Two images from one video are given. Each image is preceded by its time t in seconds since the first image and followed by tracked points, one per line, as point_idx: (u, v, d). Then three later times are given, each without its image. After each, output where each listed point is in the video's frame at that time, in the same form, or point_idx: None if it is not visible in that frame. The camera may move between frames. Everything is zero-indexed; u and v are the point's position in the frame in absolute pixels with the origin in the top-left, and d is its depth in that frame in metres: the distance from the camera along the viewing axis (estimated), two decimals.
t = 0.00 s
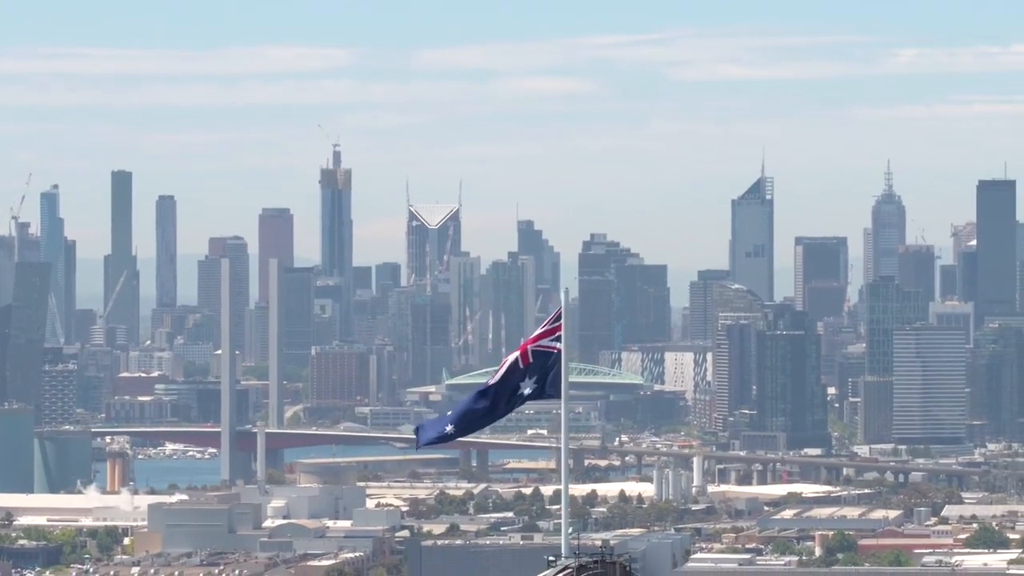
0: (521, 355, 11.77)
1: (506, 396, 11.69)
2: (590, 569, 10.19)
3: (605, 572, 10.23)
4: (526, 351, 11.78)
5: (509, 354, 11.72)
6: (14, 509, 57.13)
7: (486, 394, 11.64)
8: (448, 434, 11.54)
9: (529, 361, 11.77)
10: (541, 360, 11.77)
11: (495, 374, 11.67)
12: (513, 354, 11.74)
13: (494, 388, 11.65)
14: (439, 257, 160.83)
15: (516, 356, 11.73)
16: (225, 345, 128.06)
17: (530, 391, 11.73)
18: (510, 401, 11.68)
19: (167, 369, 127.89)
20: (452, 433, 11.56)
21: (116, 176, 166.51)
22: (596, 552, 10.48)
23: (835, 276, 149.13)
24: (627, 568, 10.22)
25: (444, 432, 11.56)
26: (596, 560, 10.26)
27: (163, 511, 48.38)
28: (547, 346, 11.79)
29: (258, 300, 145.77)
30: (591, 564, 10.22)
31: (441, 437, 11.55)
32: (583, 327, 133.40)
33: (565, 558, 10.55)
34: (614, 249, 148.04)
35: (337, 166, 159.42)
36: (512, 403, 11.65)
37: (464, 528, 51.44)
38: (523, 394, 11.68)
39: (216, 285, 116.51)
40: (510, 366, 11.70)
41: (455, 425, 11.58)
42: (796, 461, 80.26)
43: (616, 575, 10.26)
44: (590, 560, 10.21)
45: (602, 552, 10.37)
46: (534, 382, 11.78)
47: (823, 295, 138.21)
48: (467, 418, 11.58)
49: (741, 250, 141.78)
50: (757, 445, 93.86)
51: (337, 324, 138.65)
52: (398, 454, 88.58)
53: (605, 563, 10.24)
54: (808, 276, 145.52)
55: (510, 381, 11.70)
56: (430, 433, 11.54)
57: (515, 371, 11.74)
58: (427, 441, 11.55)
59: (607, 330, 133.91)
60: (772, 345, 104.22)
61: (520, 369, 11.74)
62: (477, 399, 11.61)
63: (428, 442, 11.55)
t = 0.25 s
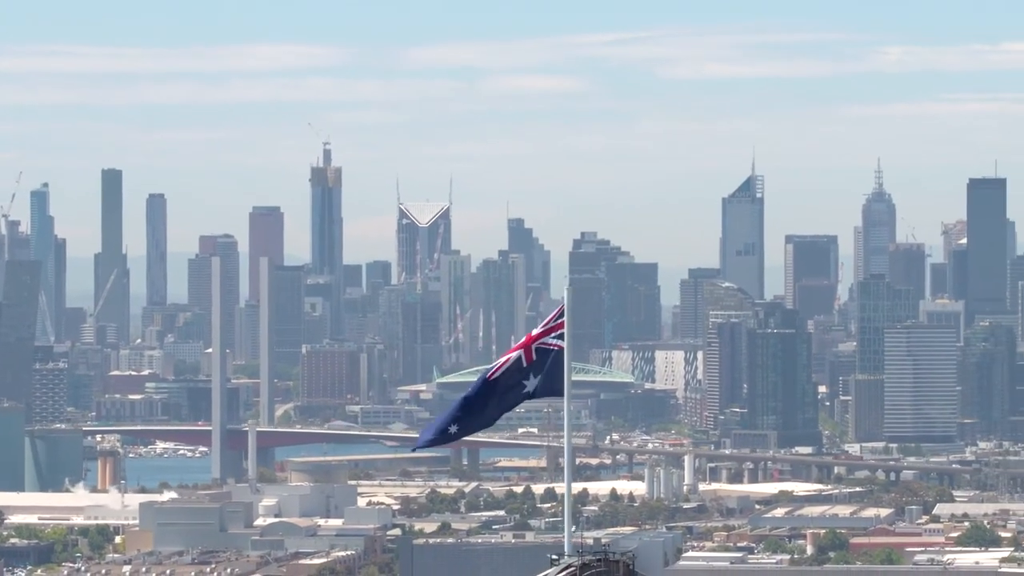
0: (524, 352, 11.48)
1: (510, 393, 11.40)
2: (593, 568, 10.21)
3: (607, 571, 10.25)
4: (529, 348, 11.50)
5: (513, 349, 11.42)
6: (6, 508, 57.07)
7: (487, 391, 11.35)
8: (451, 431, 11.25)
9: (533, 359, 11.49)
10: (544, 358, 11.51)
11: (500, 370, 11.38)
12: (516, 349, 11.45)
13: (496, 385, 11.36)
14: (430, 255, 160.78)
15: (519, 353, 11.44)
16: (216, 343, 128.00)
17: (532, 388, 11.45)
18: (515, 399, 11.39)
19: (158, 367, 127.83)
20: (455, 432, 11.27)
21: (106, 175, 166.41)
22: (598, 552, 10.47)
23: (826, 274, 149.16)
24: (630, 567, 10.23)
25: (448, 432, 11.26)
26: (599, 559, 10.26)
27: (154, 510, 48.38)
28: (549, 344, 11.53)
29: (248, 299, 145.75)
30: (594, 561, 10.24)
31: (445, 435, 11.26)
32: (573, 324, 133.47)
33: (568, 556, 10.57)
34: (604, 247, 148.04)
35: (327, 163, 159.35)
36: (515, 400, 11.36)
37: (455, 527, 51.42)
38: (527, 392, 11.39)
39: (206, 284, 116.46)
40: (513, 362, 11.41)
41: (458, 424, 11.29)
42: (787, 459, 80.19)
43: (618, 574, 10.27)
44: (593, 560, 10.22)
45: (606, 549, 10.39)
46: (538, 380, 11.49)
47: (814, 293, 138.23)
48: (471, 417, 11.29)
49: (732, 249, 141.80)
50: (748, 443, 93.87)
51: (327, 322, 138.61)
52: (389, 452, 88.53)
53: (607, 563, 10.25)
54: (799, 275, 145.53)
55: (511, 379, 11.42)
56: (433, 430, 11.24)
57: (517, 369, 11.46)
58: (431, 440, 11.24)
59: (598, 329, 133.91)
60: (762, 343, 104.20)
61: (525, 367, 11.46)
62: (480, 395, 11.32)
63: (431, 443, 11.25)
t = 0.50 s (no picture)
0: (526, 347, 11.36)
1: (512, 390, 11.27)
2: (598, 566, 10.22)
3: (614, 570, 10.27)
4: (533, 345, 11.36)
5: (514, 346, 11.30)
6: None
7: (486, 386, 11.24)
8: (446, 432, 11.19)
9: (534, 357, 11.36)
10: (548, 355, 11.36)
11: (502, 368, 11.27)
12: (519, 345, 11.32)
13: (495, 383, 11.25)
14: (420, 253, 160.76)
15: (522, 350, 11.31)
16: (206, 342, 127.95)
17: (536, 385, 11.33)
18: (517, 396, 11.29)
19: (148, 366, 127.69)
20: (456, 432, 11.22)
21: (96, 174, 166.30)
22: (603, 549, 10.49)
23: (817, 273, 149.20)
24: (636, 567, 10.26)
25: (447, 432, 11.22)
26: (605, 557, 10.29)
27: (146, 508, 48.36)
28: (553, 342, 11.38)
29: (239, 297, 145.66)
30: (597, 560, 10.26)
31: (443, 435, 11.19)
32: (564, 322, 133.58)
33: (573, 553, 10.61)
34: (595, 246, 148.09)
35: (317, 162, 159.30)
36: (514, 400, 11.25)
37: (445, 525, 51.45)
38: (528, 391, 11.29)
39: (195, 283, 116.37)
40: (516, 358, 11.28)
41: (459, 422, 11.23)
42: (778, 457, 80.19)
43: (625, 573, 10.28)
44: (599, 557, 10.23)
45: (612, 547, 10.42)
46: (540, 378, 11.38)
47: (804, 292, 138.28)
48: (472, 416, 11.22)
49: (722, 248, 141.81)
50: (739, 442, 93.90)
51: (317, 321, 138.62)
52: (380, 451, 88.54)
53: (613, 561, 10.27)
54: (789, 273, 145.61)
55: (515, 376, 11.30)
56: (431, 429, 11.20)
57: (521, 365, 11.35)
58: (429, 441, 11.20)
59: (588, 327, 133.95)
60: (753, 341, 104.28)
61: (529, 364, 11.34)
62: (480, 394, 11.24)
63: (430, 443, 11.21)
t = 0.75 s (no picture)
0: (528, 344, 11.48)
1: (515, 385, 11.38)
2: (600, 564, 10.22)
3: (617, 569, 10.27)
4: (535, 341, 11.49)
5: (517, 343, 11.42)
6: None
7: (488, 382, 11.35)
8: (451, 426, 11.32)
9: (536, 352, 11.48)
10: (550, 351, 11.48)
11: (506, 360, 11.39)
12: (522, 343, 11.45)
13: (499, 379, 11.36)
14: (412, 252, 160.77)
15: (525, 346, 11.44)
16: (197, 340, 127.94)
17: (537, 382, 11.45)
18: (521, 393, 11.40)
19: (138, 364, 127.54)
20: (459, 429, 11.34)
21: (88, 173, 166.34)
22: (606, 547, 10.49)
23: (808, 271, 149.19)
24: (638, 566, 10.26)
25: (449, 427, 11.34)
26: (609, 555, 10.27)
27: (137, 505, 48.37)
28: (556, 339, 11.50)
29: (230, 295, 145.65)
30: (602, 558, 10.24)
31: (446, 429, 11.31)
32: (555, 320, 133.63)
33: (573, 551, 10.58)
34: (586, 244, 148.17)
35: (309, 160, 159.32)
36: (517, 396, 11.36)
37: (437, 523, 51.50)
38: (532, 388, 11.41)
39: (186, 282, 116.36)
40: (517, 355, 11.40)
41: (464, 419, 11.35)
42: (769, 455, 80.29)
43: (628, 572, 10.28)
44: (602, 555, 10.23)
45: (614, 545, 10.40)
46: (541, 375, 11.50)
47: (795, 290, 138.36)
48: (477, 411, 11.34)
49: (714, 246, 141.87)
50: (729, 440, 94.02)
51: (308, 319, 138.64)
52: (371, 449, 88.66)
53: (616, 560, 10.27)
54: (780, 272, 145.65)
55: (518, 372, 11.42)
56: (433, 422, 11.32)
57: (525, 362, 11.46)
58: (432, 433, 11.32)
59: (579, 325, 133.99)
60: (744, 339, 104.41)
61: (531, 360, 11.46)
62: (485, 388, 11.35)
63: (434, 437, 11.33)
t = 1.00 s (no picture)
0: (531, 342, 11.19)
1: (517, 384, 11.09)
2: (603, 564, 10.22)
3: (618, 571, 10.27)
4: (537, 340, 11.21)
5: (519, 340, 11.14)
6: None
7: (490, 381, 11.04)
8: (456, 420, 10.98)
9: (539, 351, 11.20)
10: (554, 351, 11.21)
11: (509, 358, 11.10)
12: (523, 341, 11.17)
13: (501, 376, 11.06)
14: (402, 250, 160.70)
15: (527, 343, 11.15)
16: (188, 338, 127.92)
17: (540, 380, 11.15)
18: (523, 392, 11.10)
19: (129, 362, 127.61)
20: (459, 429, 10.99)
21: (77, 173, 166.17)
22: (609, 548, 10.47)
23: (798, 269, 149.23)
24: (642, 566, 10.26)
25: (448, 420, 10.97)
26: (610, 556, 10.27)
27: (128, 504, 48.32)
28: (562, 337, 11.24)
29: (221, 293, 145.60)
30: (603, 558, 10.25)
31: (449, 425, 10.96)
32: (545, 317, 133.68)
33: (577, 552, 10.60)
34: (576, 242, 148.13)
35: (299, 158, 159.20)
36: (521, 393, 11.06)
37: (428, 522, 51.41)
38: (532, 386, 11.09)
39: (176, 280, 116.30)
40: (520, 353, 11.11)
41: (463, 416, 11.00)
42: (760, 454, 80.26)
43: (628, 572, 10.28)
44: (605, 553, 10.23)
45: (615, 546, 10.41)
46: (544, 374, 11.21)
47: (786, 288, 138.33)
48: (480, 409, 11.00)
49: (704, 244, 141.85)
50: (720, 438, 94.02)
51: (298, 317, 138.61)
52: (362, 447, 88.63)
53: (618, 559, 10.26)
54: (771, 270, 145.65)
55: (520, 370, 11.12)
56: (431, 417, 10.93)
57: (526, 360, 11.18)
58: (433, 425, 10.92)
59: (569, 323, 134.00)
60: (735, 337, 104.41)
61: (532, 359, 11.17)
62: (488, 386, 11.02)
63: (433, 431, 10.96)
